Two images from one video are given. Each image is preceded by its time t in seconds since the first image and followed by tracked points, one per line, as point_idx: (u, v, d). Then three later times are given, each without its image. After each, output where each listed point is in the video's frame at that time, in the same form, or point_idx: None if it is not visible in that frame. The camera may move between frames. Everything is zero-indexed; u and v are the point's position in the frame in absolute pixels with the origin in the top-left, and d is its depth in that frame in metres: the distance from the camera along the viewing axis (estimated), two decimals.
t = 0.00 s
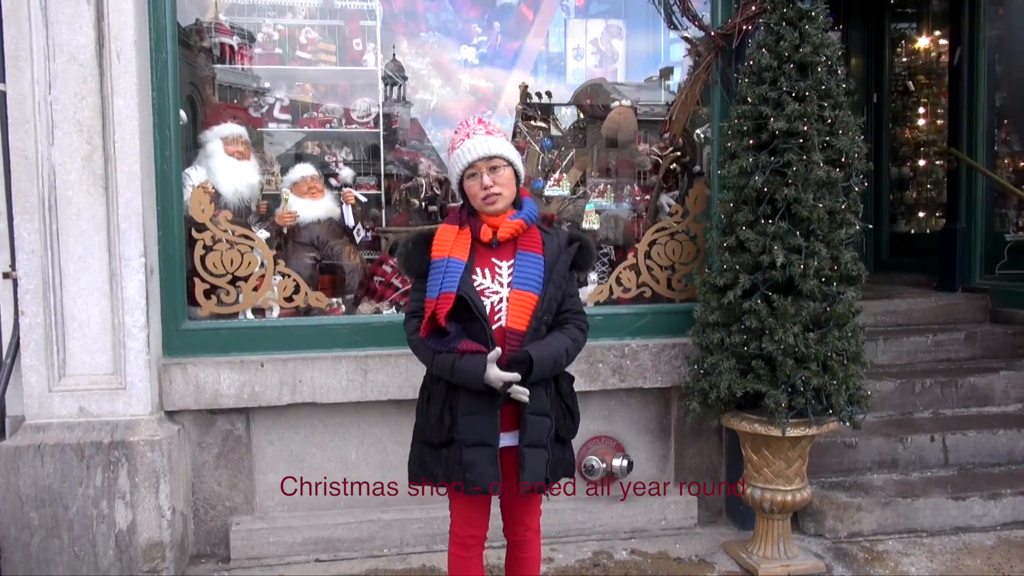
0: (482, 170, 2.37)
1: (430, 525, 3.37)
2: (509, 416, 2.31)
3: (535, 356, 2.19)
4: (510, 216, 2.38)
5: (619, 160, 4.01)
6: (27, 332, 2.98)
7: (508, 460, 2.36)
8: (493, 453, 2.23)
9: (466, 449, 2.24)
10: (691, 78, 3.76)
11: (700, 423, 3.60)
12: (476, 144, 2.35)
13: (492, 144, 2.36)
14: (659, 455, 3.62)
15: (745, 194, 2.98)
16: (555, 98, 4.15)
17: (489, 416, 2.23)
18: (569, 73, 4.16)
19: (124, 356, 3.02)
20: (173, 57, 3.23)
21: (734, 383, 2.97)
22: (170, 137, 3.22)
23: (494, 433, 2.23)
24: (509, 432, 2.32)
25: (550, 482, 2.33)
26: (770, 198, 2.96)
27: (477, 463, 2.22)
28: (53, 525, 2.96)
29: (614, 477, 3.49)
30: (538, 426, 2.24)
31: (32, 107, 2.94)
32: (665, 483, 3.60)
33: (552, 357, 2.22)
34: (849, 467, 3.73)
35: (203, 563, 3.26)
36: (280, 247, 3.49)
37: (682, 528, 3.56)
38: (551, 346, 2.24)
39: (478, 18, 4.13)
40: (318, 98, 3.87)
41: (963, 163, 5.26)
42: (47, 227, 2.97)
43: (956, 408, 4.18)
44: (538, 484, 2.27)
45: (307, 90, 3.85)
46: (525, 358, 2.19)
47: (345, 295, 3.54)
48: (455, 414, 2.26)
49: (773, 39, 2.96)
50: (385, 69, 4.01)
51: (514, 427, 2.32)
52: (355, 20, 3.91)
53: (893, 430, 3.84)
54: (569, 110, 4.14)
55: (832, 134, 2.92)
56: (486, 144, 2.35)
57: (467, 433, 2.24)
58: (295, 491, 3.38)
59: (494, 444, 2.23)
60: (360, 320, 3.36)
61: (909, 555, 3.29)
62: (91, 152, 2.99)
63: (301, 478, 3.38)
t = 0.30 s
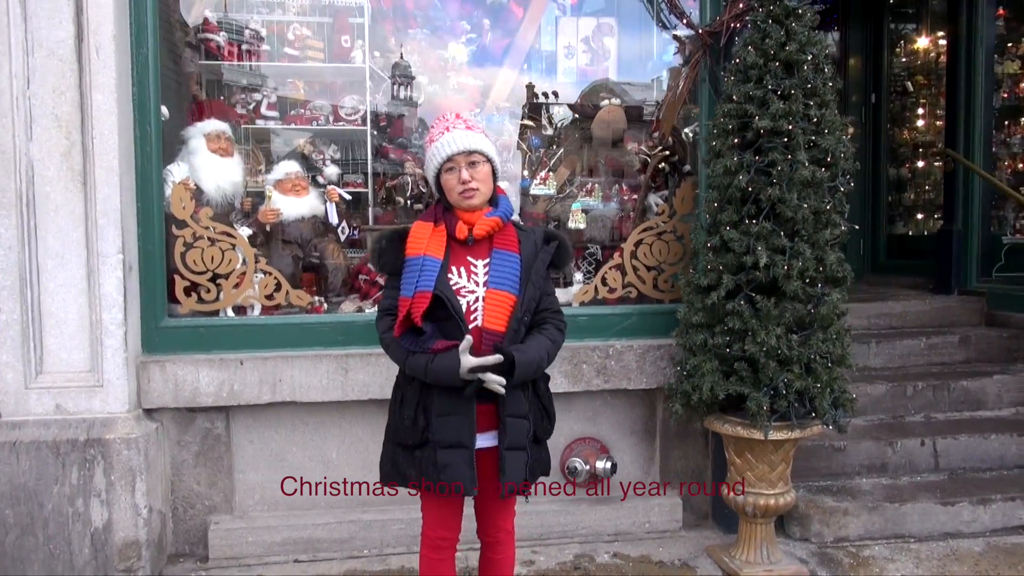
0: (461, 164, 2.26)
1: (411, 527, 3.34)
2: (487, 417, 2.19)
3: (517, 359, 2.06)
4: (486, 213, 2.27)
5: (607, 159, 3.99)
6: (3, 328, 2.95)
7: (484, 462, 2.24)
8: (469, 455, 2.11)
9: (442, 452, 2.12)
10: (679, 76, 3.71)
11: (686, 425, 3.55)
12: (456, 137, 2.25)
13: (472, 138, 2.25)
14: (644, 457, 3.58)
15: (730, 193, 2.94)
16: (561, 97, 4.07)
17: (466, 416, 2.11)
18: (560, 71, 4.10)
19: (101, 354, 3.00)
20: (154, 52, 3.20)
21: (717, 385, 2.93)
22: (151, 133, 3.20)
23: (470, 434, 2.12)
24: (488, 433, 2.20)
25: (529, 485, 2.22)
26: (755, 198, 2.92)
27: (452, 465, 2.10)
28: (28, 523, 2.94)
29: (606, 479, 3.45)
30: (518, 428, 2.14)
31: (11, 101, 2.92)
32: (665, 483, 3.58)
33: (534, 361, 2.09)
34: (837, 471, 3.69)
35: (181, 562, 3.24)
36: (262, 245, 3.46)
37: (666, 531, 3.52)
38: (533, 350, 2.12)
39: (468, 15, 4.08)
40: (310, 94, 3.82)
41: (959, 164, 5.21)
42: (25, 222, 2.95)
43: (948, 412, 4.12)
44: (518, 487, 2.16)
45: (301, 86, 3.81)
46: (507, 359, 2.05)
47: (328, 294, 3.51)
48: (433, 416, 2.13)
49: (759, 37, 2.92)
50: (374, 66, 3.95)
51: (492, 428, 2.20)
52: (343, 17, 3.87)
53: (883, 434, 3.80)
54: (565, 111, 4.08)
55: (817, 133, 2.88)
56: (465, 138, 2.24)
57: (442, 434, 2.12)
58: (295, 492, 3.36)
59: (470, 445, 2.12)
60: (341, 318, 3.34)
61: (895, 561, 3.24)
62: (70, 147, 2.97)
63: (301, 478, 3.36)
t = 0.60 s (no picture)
0: (438, 167, 2.22)
1: (393, 532, 3.32)
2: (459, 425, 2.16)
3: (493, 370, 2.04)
4: (462, 218, 2.22)
5: (597, 161, 3.97)
6: None
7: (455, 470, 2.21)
8: (441, 464, 2.08)
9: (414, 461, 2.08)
10: (668, 79, 3.67)
11: (672, 432, 3.52)
12: (432, 140, 2.20)
13: (449, 142, 2.21)
14: (631, 463, 3.55)
15: (715, 199, 2.91)
16: (567, 98, 4.07)
17: (438, 423, 2.07)
18: (551, 73, 4.09)
19: (81, 356, 2.98)
20: (137, 52, 3.18)
21: (700, 392, 2.90)
22: (134, 134, 3.18)
23: (443, 442, 2.08)
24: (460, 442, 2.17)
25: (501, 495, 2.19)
26: (740, 203, 2.89)
27: (425, 473, 2.06)
28: (6, 526, 2.93)
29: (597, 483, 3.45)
30: (490, 438, 2.10)
31: None
32: (665, 483, 3.55)
33: (509, 371, 2.06)
34: (826, 479, 3.65)
35: (161, 567, 3.22)
36: (246, 247, 3.45)
37: (652, 539, 3.48)
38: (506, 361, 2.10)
39: (456, 15, 4.06)
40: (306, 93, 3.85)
41: (955, 169, 5.17)
42: (5, 224, 2.93)
43: (940, 420, 4.08)
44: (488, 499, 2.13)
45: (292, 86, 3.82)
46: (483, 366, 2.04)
47: (311, 296, 3.48)
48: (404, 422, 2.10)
49: (746, 40, 2.88)
50: (362, 67, 3.95)
51: (465, 437, 2.17)
52: (333, 17, 3.86)
53: (874, 441, 3.76)
54: (559, 114, 4.06)
55: (803, 138, 2.84)
56: (443, 141, 2.19)
57: (415, 443, 2.08)
58: (295, 492, 3.34)
59: (443, 454, 2.08)
60: (323, 322, 3.31)
61: (881, 571, 3.21)
62: (50, 148, 2.94)
63: (301, 478, 3.34)
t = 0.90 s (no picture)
0: (426, 170, 2.18)
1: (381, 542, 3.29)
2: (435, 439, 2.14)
3: (465, 406, 1.99)
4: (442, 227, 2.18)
5: (590, 170, 3.92)
6: None
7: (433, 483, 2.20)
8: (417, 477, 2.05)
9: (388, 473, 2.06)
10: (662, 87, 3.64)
11: (664, 442, 3.49)
12: (421, 143, 2.17)
13: (439, 147, 2.18)
14: (622, 473, 3.52)
15: (705, 208, 2.88)
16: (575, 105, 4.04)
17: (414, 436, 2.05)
18: (547, 80, 4.08)
19: (67, 364, 2.97)
20: (127, 59, 3.18)
21: (689, 403, 2.87)
22: (123, 142, 3.18)
23: (419, 455, 2.05)
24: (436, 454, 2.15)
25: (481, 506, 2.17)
26: (730, 212, 2.86)
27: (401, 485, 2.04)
28: None
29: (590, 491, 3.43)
30: (466, 452, 2.08)
31: None
32: (665, 483, 3.51)
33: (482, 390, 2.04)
34: (820, 491, 3.60)
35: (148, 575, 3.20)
36: (237, 254, 3.44)
37: (643, 550, 3.44)
38: (480, 381, 2.06)
39: (451, 23, 4.05)
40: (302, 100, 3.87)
41: (956, 177, 5.11)
42: None
43: (938, 431, 4.03)
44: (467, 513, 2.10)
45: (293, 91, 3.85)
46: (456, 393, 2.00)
47: (301, 304, 3.46)
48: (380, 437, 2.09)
49: (737, 48, 2.85)
50: (356, 75, 3.96)
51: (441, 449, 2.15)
52: (327, 25, 3.88)
53: (870, 452, 3.71)
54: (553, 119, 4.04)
55: (794, 146, 2.81)
56: (432, 145, 2.17)
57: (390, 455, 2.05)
58: (294, 491, 3.33)
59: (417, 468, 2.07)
60: (311, 329, 3.29)
61: None
62: (38, 155, 2.94)
63: (301, 478, 3.33)
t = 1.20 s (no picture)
0: (395, 167, 2.19)
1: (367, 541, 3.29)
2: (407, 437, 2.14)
3: (433, 405, 1.99)
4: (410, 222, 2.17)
5: (582, 169, 3.91)
6: None
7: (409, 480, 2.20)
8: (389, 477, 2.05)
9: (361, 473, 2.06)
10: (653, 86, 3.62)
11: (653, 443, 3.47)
12: (392, 140, 2.20)
13: (410, 145, 2.22)
14: (611, 474, 3.50)
15: (690, 207, 2.86)
16: (584, 102, 3.98)
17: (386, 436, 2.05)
18: (541, 79, 4.04)
19: (54, 362, 2.98)
20: (115, 59, 3.19)
21: (674, 404, 2.85)
22: (110, 142, 3.19)
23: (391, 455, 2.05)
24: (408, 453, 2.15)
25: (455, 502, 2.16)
26: (716, 212, 2.84)
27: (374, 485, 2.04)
28: None
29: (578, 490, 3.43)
30: (435, 449, 2.07)
31: None
32: (665, 483, 3.50)
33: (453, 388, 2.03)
34: (811, 493, 3.58)
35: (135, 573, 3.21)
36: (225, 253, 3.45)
37: (631, 552, 3.42)
38: (450, 379, 2.05)
39: (444, 23, 4.02)
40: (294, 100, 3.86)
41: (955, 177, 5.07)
42: None
43: (933, 433, 3.99)
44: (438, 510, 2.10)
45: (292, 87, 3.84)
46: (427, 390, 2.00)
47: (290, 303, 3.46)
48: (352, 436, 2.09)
49: (723, 46, 2.82)
50: (349, 75, 3.93)
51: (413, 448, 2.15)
52: (320, 23, 3.86)
53: (862, 455, 3.68)
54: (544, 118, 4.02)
55: (781, 146, 2.78)
56: (404, 141, 2.20)
57: (363, 455, 2.05)
58: (294, 492, 3.33)
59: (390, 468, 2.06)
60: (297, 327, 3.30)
61: None
62: (25, 154, 2.96)
63: (301, 478, 3.33)
